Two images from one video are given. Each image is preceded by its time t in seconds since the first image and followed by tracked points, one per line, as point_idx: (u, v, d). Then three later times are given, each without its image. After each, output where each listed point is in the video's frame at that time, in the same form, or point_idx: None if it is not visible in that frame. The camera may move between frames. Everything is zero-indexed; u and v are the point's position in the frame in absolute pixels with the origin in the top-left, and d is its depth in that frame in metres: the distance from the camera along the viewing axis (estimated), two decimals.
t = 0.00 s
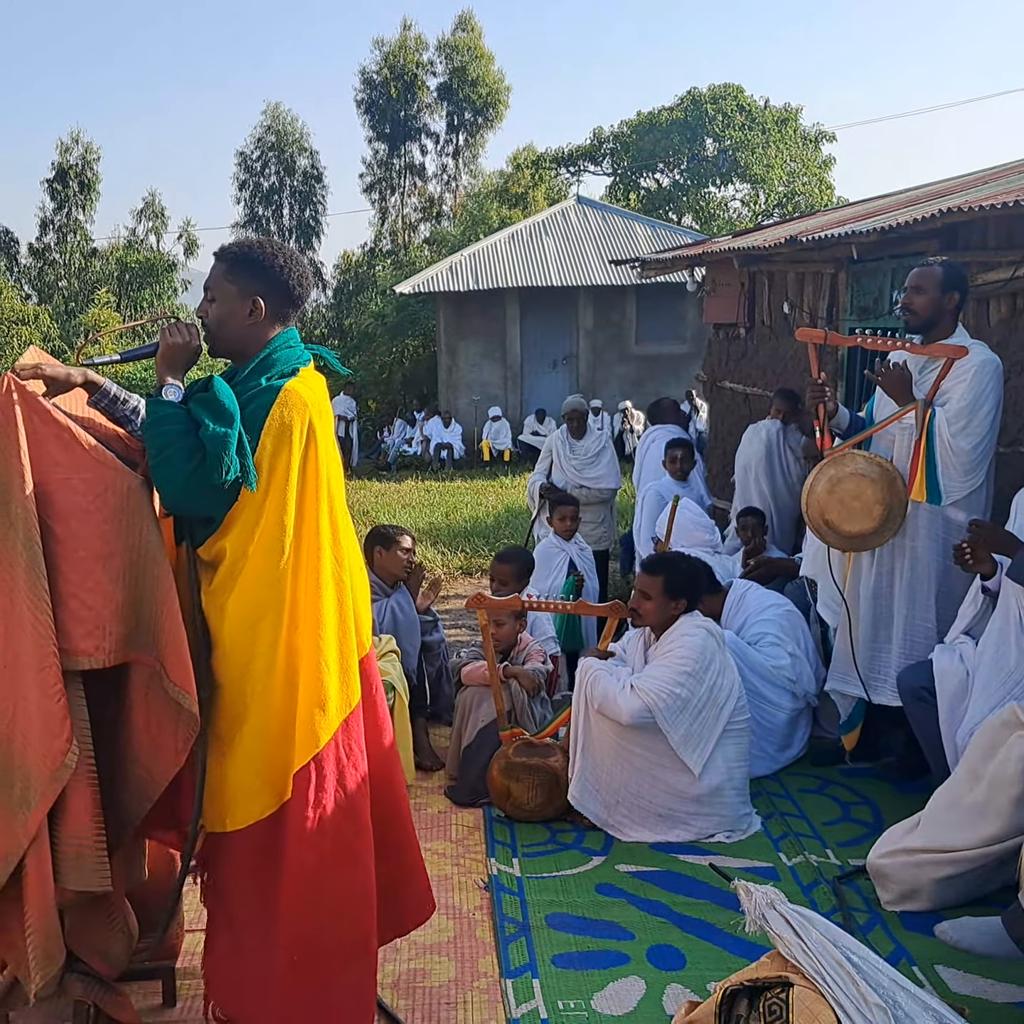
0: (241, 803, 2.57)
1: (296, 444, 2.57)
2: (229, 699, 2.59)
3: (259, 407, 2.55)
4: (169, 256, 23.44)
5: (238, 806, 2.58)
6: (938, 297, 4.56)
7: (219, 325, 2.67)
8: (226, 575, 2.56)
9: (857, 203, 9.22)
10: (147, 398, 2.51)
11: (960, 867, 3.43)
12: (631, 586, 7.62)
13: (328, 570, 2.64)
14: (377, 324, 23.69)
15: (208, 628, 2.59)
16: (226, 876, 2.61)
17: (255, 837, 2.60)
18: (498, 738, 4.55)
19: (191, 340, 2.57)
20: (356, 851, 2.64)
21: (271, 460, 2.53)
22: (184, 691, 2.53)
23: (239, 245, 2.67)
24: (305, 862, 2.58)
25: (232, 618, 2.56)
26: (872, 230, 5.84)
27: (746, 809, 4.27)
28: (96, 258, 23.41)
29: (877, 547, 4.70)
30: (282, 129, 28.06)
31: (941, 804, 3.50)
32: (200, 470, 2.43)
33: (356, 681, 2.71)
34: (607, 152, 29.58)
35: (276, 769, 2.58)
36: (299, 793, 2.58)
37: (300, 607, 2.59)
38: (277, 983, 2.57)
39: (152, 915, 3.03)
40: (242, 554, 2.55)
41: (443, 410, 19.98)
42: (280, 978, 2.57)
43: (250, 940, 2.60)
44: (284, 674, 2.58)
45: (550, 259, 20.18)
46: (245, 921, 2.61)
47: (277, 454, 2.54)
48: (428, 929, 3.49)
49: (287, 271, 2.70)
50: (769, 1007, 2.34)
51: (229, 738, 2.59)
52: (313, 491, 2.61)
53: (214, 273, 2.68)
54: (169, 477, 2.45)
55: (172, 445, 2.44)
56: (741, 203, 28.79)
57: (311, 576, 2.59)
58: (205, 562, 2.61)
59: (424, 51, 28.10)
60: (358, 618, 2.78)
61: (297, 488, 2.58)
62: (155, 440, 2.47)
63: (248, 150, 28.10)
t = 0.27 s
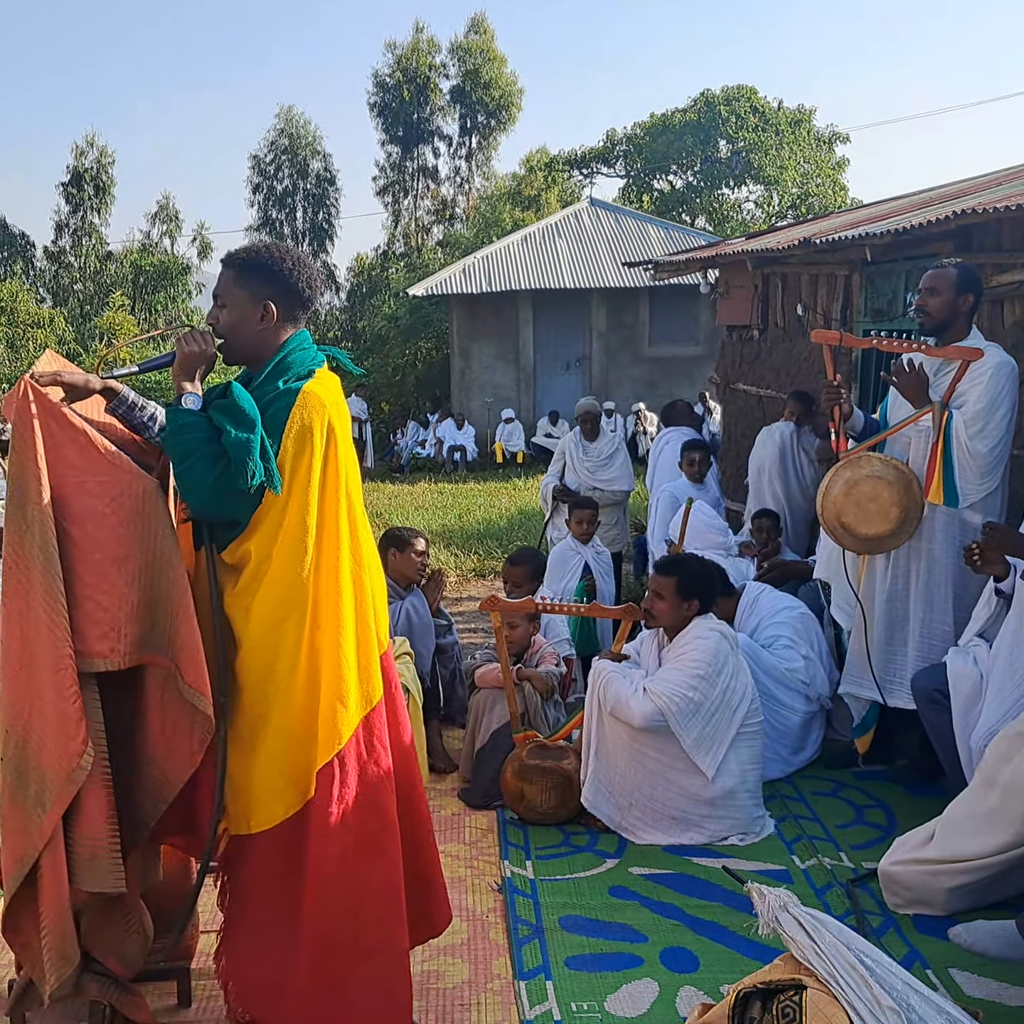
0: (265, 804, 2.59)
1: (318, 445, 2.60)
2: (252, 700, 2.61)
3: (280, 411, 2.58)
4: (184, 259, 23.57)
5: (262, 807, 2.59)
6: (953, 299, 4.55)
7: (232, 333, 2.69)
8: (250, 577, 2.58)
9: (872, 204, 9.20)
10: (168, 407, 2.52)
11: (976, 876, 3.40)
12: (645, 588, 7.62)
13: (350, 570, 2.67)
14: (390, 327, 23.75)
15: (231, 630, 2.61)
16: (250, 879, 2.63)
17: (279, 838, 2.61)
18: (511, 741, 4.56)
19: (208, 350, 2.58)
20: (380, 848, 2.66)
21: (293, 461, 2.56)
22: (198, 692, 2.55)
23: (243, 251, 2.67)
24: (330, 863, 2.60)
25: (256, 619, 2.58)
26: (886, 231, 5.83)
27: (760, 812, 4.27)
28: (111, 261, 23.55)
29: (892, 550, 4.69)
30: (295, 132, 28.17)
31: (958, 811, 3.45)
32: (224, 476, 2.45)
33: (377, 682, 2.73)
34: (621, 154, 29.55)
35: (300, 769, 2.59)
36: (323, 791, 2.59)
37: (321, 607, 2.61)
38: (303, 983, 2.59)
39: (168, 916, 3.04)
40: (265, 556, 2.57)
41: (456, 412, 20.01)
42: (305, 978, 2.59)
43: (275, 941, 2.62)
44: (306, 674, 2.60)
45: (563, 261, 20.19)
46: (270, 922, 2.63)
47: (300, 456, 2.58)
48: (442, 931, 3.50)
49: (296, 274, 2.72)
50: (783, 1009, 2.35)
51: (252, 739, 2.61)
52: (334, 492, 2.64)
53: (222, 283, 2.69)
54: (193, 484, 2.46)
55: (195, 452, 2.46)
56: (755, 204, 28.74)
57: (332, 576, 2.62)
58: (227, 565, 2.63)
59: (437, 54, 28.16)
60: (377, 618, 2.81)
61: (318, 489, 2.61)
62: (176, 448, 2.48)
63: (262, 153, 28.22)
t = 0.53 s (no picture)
0: (280, 803, 2.61)
1: (335, 447, 2.63)
2: (266, 699, 2.62)
3: (297, 413, 2.60)
4: (192, 262, 23.64)
5: (278, 805, 2.61)
6: (960, 300, 4.55)
7: (248, 337, 2.70)
8: (266, 577, 2.60)
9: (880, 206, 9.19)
10: (184, 406, 2.53)
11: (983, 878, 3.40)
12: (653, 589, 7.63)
13: (365, 570, 2.69)
14: (398, 329, 23.79)
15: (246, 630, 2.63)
16: (265, 879, 2.65)
17: (294, 837, 2.63)
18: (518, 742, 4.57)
19: (224, 353, 2.54)
20: (395, 846, 2.67)
21: (310, 461, 2.58)
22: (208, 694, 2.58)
23: (257, 256, 2.68)
24: (346, 863, 2.62)
25: (271, 619, 2.60)
26: (893, 233, 5.83)
27: (767, 813, 4.27)
28: (120, 264, 23.64)
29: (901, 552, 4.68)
30: (303, 135, 28.24)
31: (968, 815, 3.44)
32: (243, 476, 2.47)
33: (392, 681, 2.76)
34: (628, 156, 29.52)
35: (315, 767, 2.62)
36: (338, 788, 2.62)
37: (336, 606, 2.63)
38: (321, 983, 2.61)
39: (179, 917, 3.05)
40: (281, 555, 2.59)
41: (463, 414, 20.03)
42: (324, 976, 2.61)
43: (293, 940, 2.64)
44: (322, 674, 2.62)
45: (571, 263, 20.21)
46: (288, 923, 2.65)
47: (317, 457, 2.60)
48: (450, 931, 3.50)
49: (310, 280, 2.73)
50: (790, 1009, 2.35)
51: (266, 738, 2.62)
52: (349, 492, 2.67)
53: (236, 287, 2.70)
54: (212, 483, 2.47)
55: (214, 453, 2.47)
56: (763, 206, 28.71)
57: (348, 574, 2.64)
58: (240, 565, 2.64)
59: (445, 57, 28.21)
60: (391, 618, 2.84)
61: (334, 489, 2.63)
62: (193, 448, 2.49)
63: (269, 156, 28.31)
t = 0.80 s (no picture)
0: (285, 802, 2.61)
1: (347, 446, 2.64)
2: (272, 698, 2.62)
3: (312, 412, 2.60)
4: (192, 263, 23.64)
5: (282, 804, 2.61)
6: (961, 301, 4.55)
7: (266, 334, 2.69)
8: (273, 575, 2.59)
9: (880, 207, 9.19)
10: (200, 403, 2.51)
11: (984, 879, 3.40)
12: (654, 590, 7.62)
13: (375, 570, 2.70)
14: (398, 330, 23.78)
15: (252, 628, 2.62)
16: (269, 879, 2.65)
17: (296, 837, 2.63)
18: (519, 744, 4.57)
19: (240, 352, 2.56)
20: (397, 845, 2.66)
21: (325, 461, 2.59)
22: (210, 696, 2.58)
23: (286, 255, 2.67)
24: (347, 866, 2.61)
25: (279, 618, 2.59)
26: (893, 234, 5.83)
27: (769, 814, 4.27)
28: (120, 265, 23.64)
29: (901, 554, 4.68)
30: (302, 137, 28.24)
31: (968, 816, 3.44)
32: (259, 473, 2.47)
33: (397, 680, 2.78)
34: (628, 157, 29.54)
35: (321, 766, 2.62)
36: (344, 788, 2.62)
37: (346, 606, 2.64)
38: (324, 984, 2.62)
39: (180, 919, 3.05)
40: (289, 555, 2.58)
41: (464, 415, 20.03)
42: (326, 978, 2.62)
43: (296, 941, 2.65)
44: (331, 673, 2.62)
45: (571, 264, 20.21)
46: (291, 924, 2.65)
47: (331, 457, 2.61)
48: (451, 933, 3.50)
49: (331, 284, 2.74)
50: (793, 1010, 2.35)
51: (272, 737, 2.62)
52: (359, 492, 2.67)
53: (261, 284, 2.68)
54: (228, 479, 2.47)
55: (230, 450, 2.46)
56: (763, 208, 28.71)
57: (358, 575, 2.65)
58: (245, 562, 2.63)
59: (445, 58, 28.22)
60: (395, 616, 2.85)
61: (346, 490, 2.64)
62: (208, 445, 2.48)
63: (269, 157, 28.32)
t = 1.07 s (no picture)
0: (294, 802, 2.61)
1: (363, 446, 2.66)
2: (284, 699, 2.62)
3: (329, 413, 2.61)
4: (192, 266, 23.66)
5: (293, 804, 2.61)
6: (962, 302, 4.55)
7: (283, 334, 2.70)
8: (288, 575, 2.60)
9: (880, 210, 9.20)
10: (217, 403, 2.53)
11: (985, 879, 3.40)
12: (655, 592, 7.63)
13: (388, 568, 2.73)
14: (399, 333, 23.79)
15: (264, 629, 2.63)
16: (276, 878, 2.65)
17: (305, 837, 2.63)
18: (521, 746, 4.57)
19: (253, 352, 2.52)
20: (401, 843, 2.68)
21: (343, 460, 2.61)
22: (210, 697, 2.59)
23: (312, 260, 2.70)
24: (354, 866, 2.63)
25: (293, 618, 2.60)
26: (894, 236, 5.84)
27: (770, 815, 4.28)
28: (121, 268, 23.66)
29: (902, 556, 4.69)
30: (303, 139, 28.27)
31: (968, 817, 3.43)
32: (281, 471, 2.47)
33: (405, 676, 2.81)
34: (629, 159, 29.75)
35: (332, 764, 2.63)
36: (355, 785, 2.64)
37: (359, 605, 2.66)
38: (330, 983, 2.63)
39: (183, 921, 3.05)
40: (304, 554, 2.59)
41: (464, 417, 20.03)
42: (331, 976, 2.63)
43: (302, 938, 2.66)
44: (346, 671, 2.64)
45: (572, 266, 20.23)
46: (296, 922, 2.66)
47: (349, 456, 2.62)
48: (453, 934, 3.51)
49: (350, 289, 2.77)
50: (795, 1011, 2.36)
51: (285, 736, 2.62)
52: (373, 491, 2.69)
53: (286, 284, 2.69)
54: (248, 478, 2.47)
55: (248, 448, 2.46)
56: (763, 210, 28.73)
57: (371, 574, 2.67)
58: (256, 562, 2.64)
59: (445, 61, 28.25)
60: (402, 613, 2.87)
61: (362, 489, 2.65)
62: (225, 445, 2.49)
63: (269, 160, 28.34)
